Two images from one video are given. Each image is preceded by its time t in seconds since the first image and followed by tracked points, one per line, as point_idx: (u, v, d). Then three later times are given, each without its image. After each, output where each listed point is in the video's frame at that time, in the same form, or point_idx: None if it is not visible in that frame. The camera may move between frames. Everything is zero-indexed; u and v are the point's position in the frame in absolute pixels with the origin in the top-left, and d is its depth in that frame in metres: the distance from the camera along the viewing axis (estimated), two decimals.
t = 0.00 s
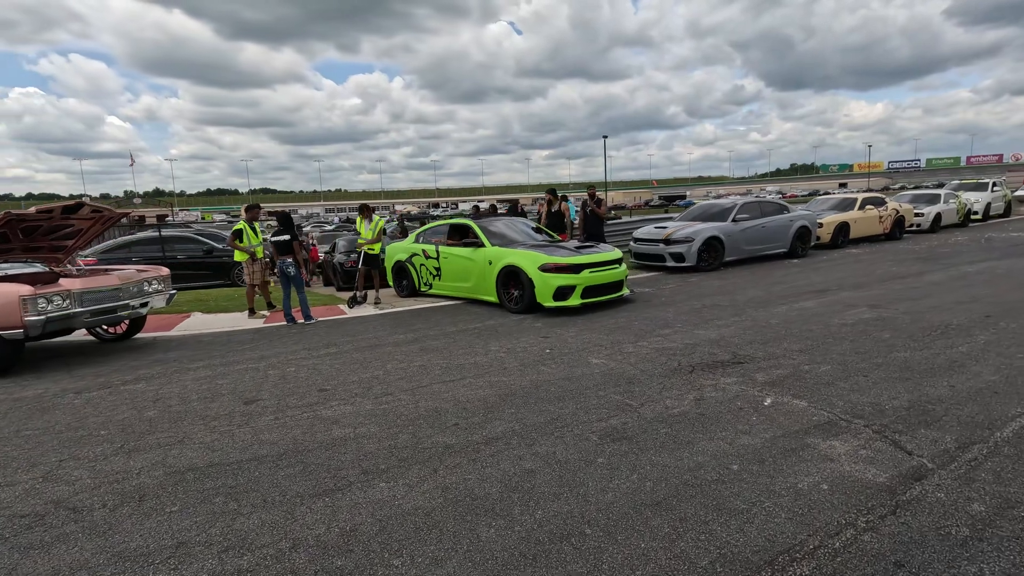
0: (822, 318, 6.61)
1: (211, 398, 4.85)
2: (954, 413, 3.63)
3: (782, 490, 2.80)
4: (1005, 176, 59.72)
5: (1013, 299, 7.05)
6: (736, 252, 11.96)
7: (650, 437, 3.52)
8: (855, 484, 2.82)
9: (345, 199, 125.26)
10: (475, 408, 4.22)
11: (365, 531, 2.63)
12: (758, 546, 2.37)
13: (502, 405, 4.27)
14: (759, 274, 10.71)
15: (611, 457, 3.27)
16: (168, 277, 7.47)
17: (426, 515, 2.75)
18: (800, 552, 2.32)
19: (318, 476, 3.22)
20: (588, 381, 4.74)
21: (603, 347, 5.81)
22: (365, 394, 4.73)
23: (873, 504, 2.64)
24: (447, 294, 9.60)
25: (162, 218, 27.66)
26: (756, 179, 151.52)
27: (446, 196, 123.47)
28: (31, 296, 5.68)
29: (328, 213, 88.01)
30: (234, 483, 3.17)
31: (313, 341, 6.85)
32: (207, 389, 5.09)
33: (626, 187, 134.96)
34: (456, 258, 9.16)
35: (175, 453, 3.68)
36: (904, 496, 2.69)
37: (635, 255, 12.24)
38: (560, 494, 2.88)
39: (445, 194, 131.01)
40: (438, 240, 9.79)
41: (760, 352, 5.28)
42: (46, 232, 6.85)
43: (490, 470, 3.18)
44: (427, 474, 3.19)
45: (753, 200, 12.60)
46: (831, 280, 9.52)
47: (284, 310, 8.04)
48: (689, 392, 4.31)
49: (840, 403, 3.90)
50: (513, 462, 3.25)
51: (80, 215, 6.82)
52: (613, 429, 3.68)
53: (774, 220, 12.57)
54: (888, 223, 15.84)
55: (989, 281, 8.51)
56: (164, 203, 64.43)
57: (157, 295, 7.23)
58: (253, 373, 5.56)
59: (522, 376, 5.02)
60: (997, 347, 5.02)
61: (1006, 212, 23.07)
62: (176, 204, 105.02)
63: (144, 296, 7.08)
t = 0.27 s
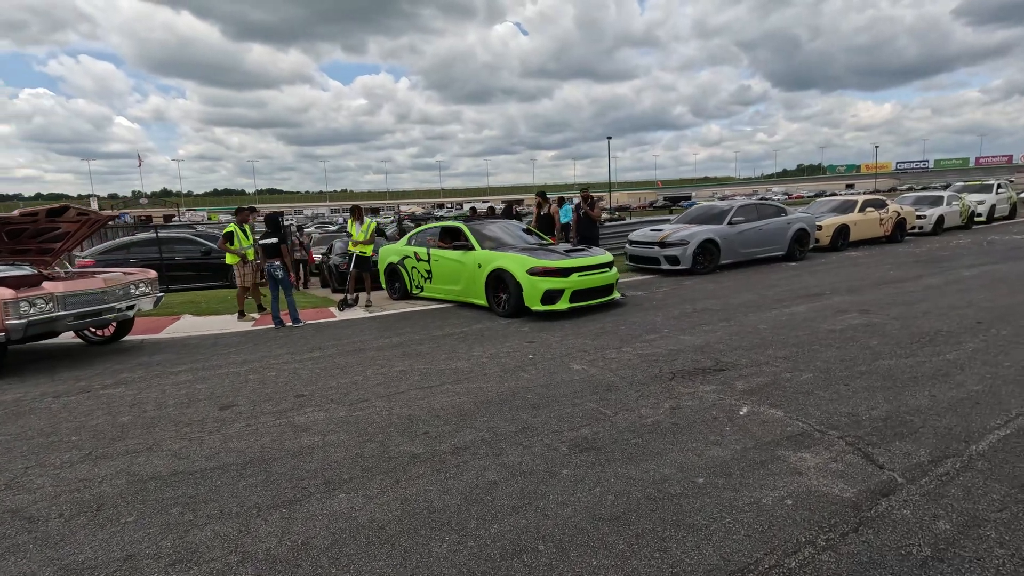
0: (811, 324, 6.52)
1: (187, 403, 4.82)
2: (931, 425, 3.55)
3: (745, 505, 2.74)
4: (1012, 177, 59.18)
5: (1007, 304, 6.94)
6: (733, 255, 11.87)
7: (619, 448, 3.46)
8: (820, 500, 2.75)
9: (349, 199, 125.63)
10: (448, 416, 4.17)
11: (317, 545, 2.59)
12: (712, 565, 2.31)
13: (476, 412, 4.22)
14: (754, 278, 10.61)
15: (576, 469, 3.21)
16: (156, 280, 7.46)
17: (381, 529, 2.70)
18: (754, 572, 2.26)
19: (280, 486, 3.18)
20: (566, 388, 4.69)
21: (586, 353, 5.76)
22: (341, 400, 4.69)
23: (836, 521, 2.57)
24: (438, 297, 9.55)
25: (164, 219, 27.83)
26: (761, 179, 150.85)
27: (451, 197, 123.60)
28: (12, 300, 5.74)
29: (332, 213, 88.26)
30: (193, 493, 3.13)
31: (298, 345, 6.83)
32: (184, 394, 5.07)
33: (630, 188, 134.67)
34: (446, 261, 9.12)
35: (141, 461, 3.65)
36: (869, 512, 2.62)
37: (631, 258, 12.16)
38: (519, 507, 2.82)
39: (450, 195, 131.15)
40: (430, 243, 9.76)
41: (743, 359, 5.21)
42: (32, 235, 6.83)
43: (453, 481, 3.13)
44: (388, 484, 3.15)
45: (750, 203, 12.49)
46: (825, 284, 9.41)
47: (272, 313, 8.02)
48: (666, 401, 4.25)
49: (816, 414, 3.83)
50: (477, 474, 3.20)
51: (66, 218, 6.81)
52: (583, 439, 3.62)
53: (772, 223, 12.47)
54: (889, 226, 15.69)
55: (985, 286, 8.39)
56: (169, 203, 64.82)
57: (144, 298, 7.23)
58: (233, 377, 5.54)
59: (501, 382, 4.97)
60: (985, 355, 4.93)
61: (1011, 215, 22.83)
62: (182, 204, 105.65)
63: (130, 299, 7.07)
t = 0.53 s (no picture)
0: (803, 327, 6.39)
1: (162, 406, 4.75)
2: (916, 433, 3.43)
3: (713, 518, 2.63)
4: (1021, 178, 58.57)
5: (1006, 307, 6.78)
6: (731, 256, 11.72)
7: (591, 456, 3.35)
8: (792, 514, 2.64)
9: (354, 200, 125.93)
10: (422, 421, 4.07)
11: (267, 557, 2.51)
12: None
13: (451, 417, 4.13)
14: (751, 279, 10.47)
15: (544, 478, 3.11)
16: (143, 281, 7.41)
17: (335, 541, 2.61)
18: None
19: (240, 494, 3.10)
20: (546, 393, 4.59)
21: (571, 356, 5.65)
22: (317, 404, 4.60)
23: (807, 536, 2.46)
24: (430, 298, 9.45)
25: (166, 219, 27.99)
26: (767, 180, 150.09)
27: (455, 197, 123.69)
28: None
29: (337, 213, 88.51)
30: (150, 500, 3.05)
31: (283, 346, 6.76)
32: (161, 397, 5.00)
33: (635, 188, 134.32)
34: (438, 262, 9.02)
35: (104, 466, 3.57)
36: (842, 527, 2.51)
37: (627, 259, 12.03)
38: (479, 519, 2.73)
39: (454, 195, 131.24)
40: (422, 244, 9.68)
41: (730, 363, 5.09)
42: (18, 235, 6.80)
43: (416, 490, 3.04)
44: (350, 493, 3.06)
45: (749, 203, 12.33)
46: (823, 286, 9.26)
47: (260, 314, 7.94)
48: (646, 407, 4.14)
49: (799, 421, 3.71)
50: (441, 483, 3.10)
51: (51, 218, 6.76)
52: (556, 446, 3.51)
53: (770, 224, 12.32)
54: (891, 227, 15.48)
55: (986, 288, 8.22)
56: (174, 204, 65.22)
57: (130, 299, 7.18)
58: (213, 379, 5.47)
59: (481, 386, 4.87)
60: (978, 360, 4.79)
61: (1018, 215, 22.53)
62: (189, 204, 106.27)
63: (116, 299, 7.02)
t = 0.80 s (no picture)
0: (800, 329, 6.20)
1: (136, 407, 4.64)
2: (910, 442, 3.25)
3: (686, 533, 2.47)
4: None
5: (1012, 310, 6.56)
6: (731, 257, 11.52)
7: (565, 463, 3.19)
8: (770, 529, 2.47)
9: (360, 200, 126.23)
10: (396, 425, 3.93)
11: (211, 570, 2.37)
12: None
13: (426, 421, 3.98)
14: (750, 280, 10.27)
15: (513, 486, 2.96)
16: (129, 278, 7.33)
17: (285, 553, 2.47)
18: None
19: (195, 501, 2.97)
20: (528, 396, 4.44)
21: (559, 358, 5.49)
22: (292, 406, 4.47)
23: (784, 554, 2.30)
24: (424, 298, 9.30)
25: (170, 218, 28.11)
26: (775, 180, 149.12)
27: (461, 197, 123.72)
28: None
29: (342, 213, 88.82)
30: (102, 506, 2.92)
31: (268, 346, 6.64)
32: (136, 397, 4.89)
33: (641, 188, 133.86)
34: (431, 261, 8.88)
35: (64, 470, 3.45)
36: (823, 545, 2.34)
37: (626, 258, 11.86)
38: (439, 531, 2.58)
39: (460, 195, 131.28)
40: (416, 243, 9.56)
41: (720, 366, 4.92)
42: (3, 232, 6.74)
43: (378, 499, 2.89)
44: (310, 501, 2.92)
45: (750, 203, 12.12)
46: (824, 287, 9.05)
47: (248, 313, 7.83)
48: (629, 411, 3.98)
49: (786, 427, 3.53)
50: (405, 491, 2.96)
51: (36, 215, 6.71)
52: (530, 453, 3.36)
53: (772, 224, 12.10)
54: (898, 227, 15.20)
55: (992, 290, 7.99)
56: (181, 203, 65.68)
57: (116, 297, 7.09)
58: (191, 380, 5.36)
59: (462, 388, 4.73)
60: (979, 364, 4.60)
61: None
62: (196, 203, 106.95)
63: (101, 297, 6.92)
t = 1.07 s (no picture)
0: (793, 337, 6.05)
1: (107, 416, 4.54)
2: (895, 462, 3.09)
3: (650, 562, 2.34)
4: None
5: (1014, 318, 6.37)
6: (729, 260, 11.35)
7: (533, 482, 3.07)
8: (738, 558, 2.34)
9: (365, 200, 126.49)
10: (366, 438, 3.82)
11: None
12: None
13: (397, 434, 3.86)
14: (748, 284, 10.10)
15: (476, 508, 2.84)
16: (115, 282, 7.24)
17: None
18: None
19: (147, 520, 2.86)
20: (506, 408, 4.31)
21: (543, 366, 5.36)
22: (264, 417, 4.36)
23: None
24: (415, 302, 9.18)
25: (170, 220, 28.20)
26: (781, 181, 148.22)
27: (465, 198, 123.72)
28: None
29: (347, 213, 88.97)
30: (50, 526, 2.82)
31: (252, 352, 6.55)
32: (109, 406, 4.80)
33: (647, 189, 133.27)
34: (422, 264, 8.76)
35: (20, 484, 3.36)
36: None
37: (623, 262, 11.71)
38: (391, 557, 2.46)
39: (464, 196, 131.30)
40: (408, 246, 9.46)
41: (706, 377, 4.77)
42: None
43: (334, 520, 2.78)
44: (264, 521, 2.81)
45: (749, 205, 11.94)
46: (822, 292, 8.87)
47: (235, 318, 7.75)
48: (607, 425, 3.85)
49: (767, 444, 3.39)
50: (363, 512, 2.84)
51: (18, 219, 6.64)
52: (498, 470, 3.23)
53: (772, 227, 11.92)
54: (901, 230, 14.97)
55: (994, 296, 7.79)
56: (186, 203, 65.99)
57: (100, 301, 7.02)
58: (168, 387, 5.26)
59: (440, 399, 4.60)
60: (975, 376, 4.43)
61: None
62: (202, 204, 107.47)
63: (85, 301, 6.83)
